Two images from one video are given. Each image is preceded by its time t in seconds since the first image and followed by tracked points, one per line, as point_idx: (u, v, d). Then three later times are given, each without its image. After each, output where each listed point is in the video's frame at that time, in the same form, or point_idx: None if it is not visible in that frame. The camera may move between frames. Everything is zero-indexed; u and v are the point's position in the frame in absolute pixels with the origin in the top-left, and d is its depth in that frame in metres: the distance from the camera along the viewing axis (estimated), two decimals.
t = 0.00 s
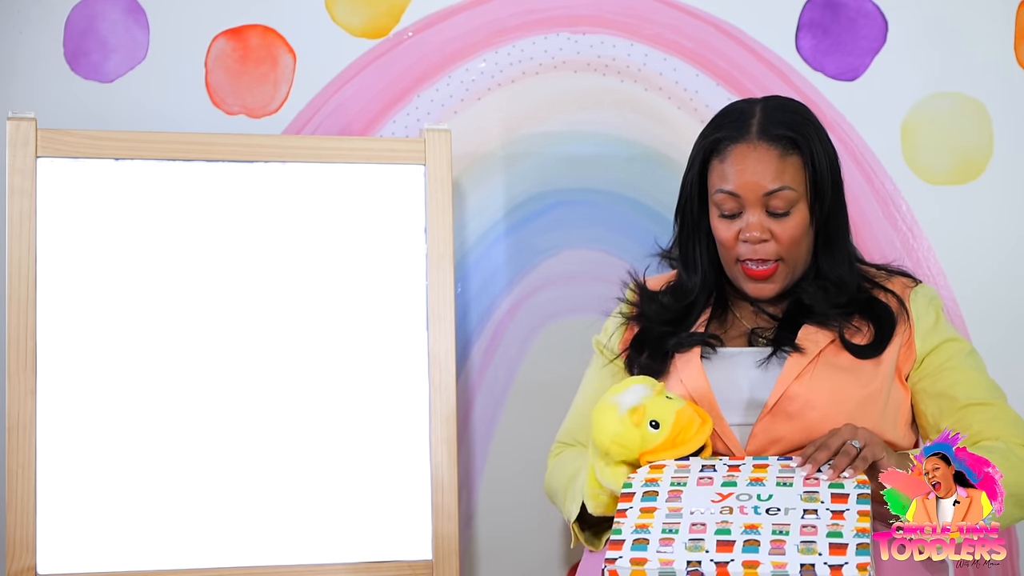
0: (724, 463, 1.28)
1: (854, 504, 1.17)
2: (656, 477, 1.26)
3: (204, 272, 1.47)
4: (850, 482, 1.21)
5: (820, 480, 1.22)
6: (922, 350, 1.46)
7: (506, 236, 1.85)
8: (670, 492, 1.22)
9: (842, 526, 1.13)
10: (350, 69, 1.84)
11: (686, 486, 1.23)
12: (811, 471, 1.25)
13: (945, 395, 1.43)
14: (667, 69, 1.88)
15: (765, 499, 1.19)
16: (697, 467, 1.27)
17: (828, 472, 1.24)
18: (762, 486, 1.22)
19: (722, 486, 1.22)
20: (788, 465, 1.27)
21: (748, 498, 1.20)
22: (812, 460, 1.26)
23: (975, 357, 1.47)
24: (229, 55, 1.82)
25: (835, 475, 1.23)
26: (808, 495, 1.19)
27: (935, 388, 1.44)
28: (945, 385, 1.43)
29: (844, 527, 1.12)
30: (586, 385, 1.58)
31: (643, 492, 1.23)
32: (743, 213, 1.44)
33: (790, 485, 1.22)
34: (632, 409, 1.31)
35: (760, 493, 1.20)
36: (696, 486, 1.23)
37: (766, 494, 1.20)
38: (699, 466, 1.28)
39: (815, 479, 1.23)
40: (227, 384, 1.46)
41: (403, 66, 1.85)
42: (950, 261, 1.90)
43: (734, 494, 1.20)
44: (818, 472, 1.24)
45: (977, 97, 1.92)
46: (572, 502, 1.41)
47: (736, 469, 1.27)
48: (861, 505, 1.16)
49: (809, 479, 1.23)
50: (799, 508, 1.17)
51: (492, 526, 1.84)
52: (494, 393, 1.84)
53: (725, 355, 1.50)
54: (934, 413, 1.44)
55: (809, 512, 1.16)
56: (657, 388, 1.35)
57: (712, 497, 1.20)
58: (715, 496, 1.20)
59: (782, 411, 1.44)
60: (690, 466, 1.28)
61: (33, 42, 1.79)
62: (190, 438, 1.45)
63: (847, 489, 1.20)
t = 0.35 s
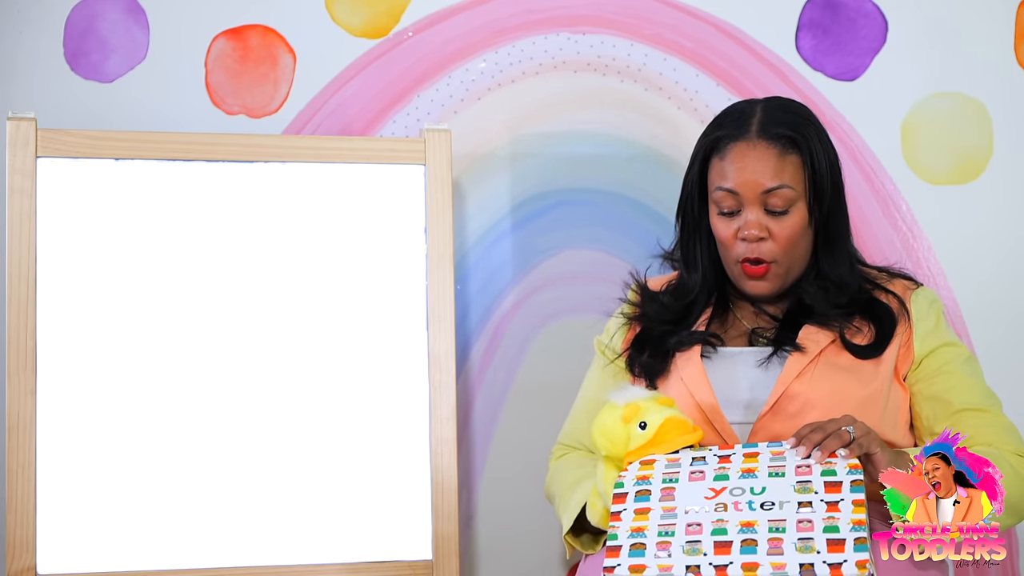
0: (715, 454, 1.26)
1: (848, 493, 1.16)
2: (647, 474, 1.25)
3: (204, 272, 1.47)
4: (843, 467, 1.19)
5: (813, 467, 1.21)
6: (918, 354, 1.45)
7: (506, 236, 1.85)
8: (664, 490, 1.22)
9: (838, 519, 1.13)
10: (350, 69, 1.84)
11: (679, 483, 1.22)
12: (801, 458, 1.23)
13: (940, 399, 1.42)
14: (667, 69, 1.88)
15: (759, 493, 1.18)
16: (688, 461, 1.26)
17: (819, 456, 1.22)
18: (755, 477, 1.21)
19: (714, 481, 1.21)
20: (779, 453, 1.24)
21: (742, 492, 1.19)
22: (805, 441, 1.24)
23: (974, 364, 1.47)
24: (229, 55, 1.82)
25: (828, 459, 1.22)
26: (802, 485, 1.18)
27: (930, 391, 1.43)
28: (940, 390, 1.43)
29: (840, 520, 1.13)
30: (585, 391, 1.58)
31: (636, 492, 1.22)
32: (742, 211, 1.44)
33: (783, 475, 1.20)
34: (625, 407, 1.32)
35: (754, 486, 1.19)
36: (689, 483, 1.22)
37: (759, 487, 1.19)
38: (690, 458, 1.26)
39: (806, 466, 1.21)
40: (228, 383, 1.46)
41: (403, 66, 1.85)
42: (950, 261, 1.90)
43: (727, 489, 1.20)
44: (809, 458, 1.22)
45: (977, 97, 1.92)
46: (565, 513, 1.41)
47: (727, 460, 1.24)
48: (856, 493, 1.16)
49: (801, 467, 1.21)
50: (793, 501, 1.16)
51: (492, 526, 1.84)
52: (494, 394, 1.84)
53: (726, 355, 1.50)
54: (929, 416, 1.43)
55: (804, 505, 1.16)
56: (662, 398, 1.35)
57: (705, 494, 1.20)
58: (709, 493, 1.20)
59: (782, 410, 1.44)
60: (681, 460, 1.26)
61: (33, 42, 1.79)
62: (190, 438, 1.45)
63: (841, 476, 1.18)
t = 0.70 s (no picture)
0: (715, 432, 1.23)
1: (851, 479, 1.16)
2: (648, 456, 1.22)
3: (204, 272, 1.47)
4: (845, 450, 1.18)
5: (814, 449, 1.19)
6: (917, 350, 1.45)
7: (506, 236, 1.85)
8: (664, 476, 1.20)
9: (843, 509, 1.15)
10: (350, 69, 1.84)
11: (680, 467, 1.21)
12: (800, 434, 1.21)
13: (940, 393, 1.42)
14: (667, 69, 1.88)
15: (761, 479, 1.18)
16: (688, 441, 1.23)
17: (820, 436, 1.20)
18: (756, 461, 1.20)
19: (715, 465, 1.20)
20: (780, 431, 1.21)
21: (743, 478, 1.19)
22: (806, 414, 1.22)
23: (974, 360, 1.47)
24: (229, 55, 1.82)
25: (828, 438, 1.20)
26: (804, 470, 1.18)
27: (931, 385, 1.43)
28: (940, 384, 1.43)
29: (844, 510, 1.14)
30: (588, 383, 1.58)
31: (637, 478, 1.21)
32: (743, 207, 1.44)
33: (784, 458, 1.19)
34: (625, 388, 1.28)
35: (756, 472, 1.19)
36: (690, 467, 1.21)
37: (762, 472, 1.19)
38: (690, 438, 1.23)
39: (808, 448, 1.19)
40: (228, 383, 1.46)
41: (403, 66, 1.85)
42: (950, 261, 1.90)
43: (729, 475, 1.19)
44: (810, 437, 1.20)
45: (977, 97, 1.92)
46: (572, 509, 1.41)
47: (728, 440, 1.22)
48: (859, 479, 1.16)
49: (802, 449, 1.19)
50: (796, 488, 1.17)
51: (492, 526, 1.84)
52: (494, 394, 1.84)
53: (727, 354, 1.49)
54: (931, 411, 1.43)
55: (808, 493, 1.17)
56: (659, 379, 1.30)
57: (707, 481, 1.20)
58: (710, 480, 1.20)
59: (783, 408, 1.44)
60: (680, 439, 1.23)
61: (33, 42, 1.79)
62: (190, 438, 1.45)
63: (842, 460, 1.18)
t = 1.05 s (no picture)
0: (716, 416, 1.23)
1: (853, 470, 1.17)
2: (649, 441, 1.22)
3: (204, 272, 1.47)
4: (847, 438, 1.19)
5: (816, 437, 1.19)
6: (918, 344, 1.45)
7: (506, 236, 1.85)
8: (666, 463, 1.21)
9: (844, 503, 1.15)
10: (350, 69, 1.84)
11: (682, 454, 1.21)
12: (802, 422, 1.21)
13: (939, 389, 1.42)
14: (667, 69, 1.88)
15: (763, 469, 1.18)
16: (689, 425, 1.23)
17: (822, 423, 1.20)
18: (758, 449, 1.20)
19: (717, 453, 1.20)
20: (782, 417, 1.21)
21: (745, 468, 1.19)
22: (808, 400, 1.22)
23: (973, 357, 1.47)
24: (229, 55, 1.82)
25: (830, 426, 1.20)
26: (806, 460, 1.18)
27: (930, 381, 1.43)
28: (939, 379, 1.43)
29: (846, 505, 1.15)
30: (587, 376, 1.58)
31: (638, 465, 1.22)
32: (742, 203, 1.44)
33: (786, 447, 1.19)
34: (623, 367, 1.26)
35: (758, 461, 1.19)
36: (692, 454, 1.21)
37: (764, 462, 1.19)
38: (691, 422, 1.23)
39: (810, 436, 1.19)
40: (228, 383, 1.46)
41: (403, 66, 1.85)
42: (950, 261, 1.90)
43: (731, 464, 1.19)
44: (812, 424, 1.20)
45: (977, 97, 1.92)
46: (576, 495, 1.40)
47: (729, 425, 1.22)
48: (861, 472, 1.17)
49: (804, 437, 1.20)
50: (798, 480, 1.17)
51: (492, 526, 1.84)
52: (494, 393, 1.84)
53: (727, 353, 1.49)
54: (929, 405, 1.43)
55: (810, 485, 1.17)
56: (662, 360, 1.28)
57: (708, 471, 1.20)
58: (712, 468, 1.20)
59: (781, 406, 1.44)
60: (681, 423, 1.23)
61: (34, 42, 1.79)
62: (190, 437, 1.45)
63: (844, 449, 1.18)
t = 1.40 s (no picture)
0: (719, 397, 1.23)
1: (859, 456, 1.19)
2: (653, 424, 1.23)
3: (204, 272, 1.47)
4: (852, 421, 1.21)
5: (821, 420, 1.21)
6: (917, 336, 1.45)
7: (505, 236, 1.85)
8: (670, 449, 1.21)
9: (851, 493, 1.18)
10: (350, 69, 1.84)
11: (686, 438, 1.22)
12: (806, 402, 1.22)
13: (939, 380, 1.42)
14: (668, 69, 1.88)
15: (769, 455, 1.20)
16: (692, 407, 1.23)
17: (826, 406, 1.22)
18: (763, 432, 1.21)
19: (721, 437, 1.21)
20: (786, 397, 1.22)
21: (751, 454, 1.20)
22: (812, 376, 1.23)
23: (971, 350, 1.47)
24: (229, 55, 1.82)
25: (835, 407, 1.22)
26: (812, 445, 1.20)
27: (930, 372, 1.43)
28: (940, 370, 1.43)
29: (853, 495, 1.18)
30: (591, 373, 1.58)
31: (642, 451, 1.22)
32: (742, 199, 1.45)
33: (792, 431, 1.21)
34: (623, 343, 1.26)
35: (763, 446, 1.21)
36: (696, 437, 1.22)
37: (769, 448, 1.20)
38: (694, 403, 1.24)
39: (815, 419, 1.21)
40: (228, 383, 1.46)
41: (403, 66, 1.85)
42: (950, 261, 1.90)
43: (736, 450, 1.21)
44: (818, 406, 1.21)
45: (977, 97, 1.92)
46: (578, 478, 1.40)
47: (733, 407, 1.23)
48: (866, 458, 1.19)
49: (809, 420, 1.21)
50: (805, 468, 1.19)
51: (492, 526, 1.84)
52: (494, 393, 1.84)
53: (727, 351, 1.48)
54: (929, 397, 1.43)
55: (816, 473, 1.19)
56: (659, 335, 1.29)
57: (714, 458, 1.21)
58: (717, 455, 1.21)
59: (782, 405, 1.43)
60: (684, 404, 1.24)
61: (34, 42, 1.79)
62: (190, 437, 1.45)
63: (850, 433, 1.20)
